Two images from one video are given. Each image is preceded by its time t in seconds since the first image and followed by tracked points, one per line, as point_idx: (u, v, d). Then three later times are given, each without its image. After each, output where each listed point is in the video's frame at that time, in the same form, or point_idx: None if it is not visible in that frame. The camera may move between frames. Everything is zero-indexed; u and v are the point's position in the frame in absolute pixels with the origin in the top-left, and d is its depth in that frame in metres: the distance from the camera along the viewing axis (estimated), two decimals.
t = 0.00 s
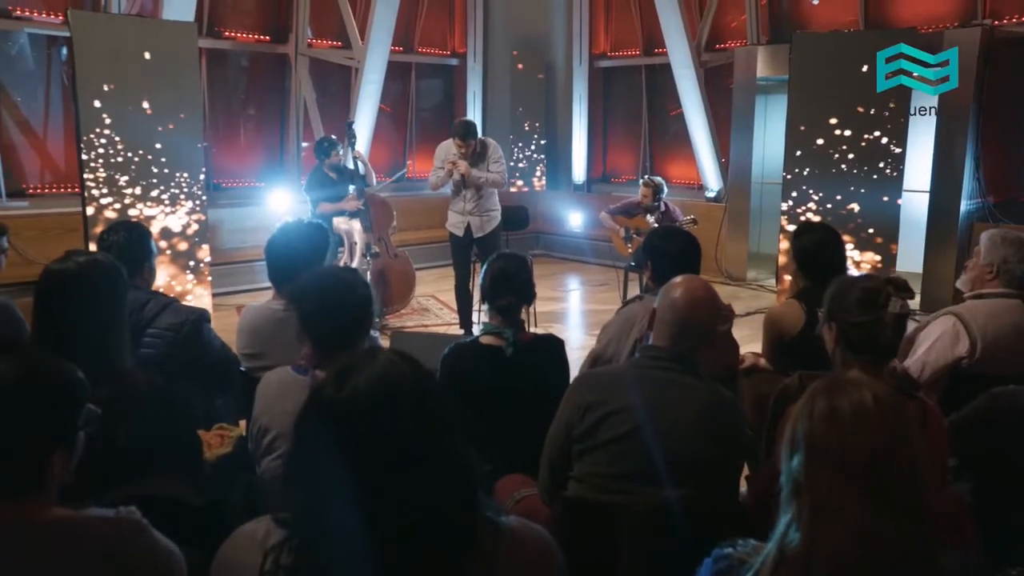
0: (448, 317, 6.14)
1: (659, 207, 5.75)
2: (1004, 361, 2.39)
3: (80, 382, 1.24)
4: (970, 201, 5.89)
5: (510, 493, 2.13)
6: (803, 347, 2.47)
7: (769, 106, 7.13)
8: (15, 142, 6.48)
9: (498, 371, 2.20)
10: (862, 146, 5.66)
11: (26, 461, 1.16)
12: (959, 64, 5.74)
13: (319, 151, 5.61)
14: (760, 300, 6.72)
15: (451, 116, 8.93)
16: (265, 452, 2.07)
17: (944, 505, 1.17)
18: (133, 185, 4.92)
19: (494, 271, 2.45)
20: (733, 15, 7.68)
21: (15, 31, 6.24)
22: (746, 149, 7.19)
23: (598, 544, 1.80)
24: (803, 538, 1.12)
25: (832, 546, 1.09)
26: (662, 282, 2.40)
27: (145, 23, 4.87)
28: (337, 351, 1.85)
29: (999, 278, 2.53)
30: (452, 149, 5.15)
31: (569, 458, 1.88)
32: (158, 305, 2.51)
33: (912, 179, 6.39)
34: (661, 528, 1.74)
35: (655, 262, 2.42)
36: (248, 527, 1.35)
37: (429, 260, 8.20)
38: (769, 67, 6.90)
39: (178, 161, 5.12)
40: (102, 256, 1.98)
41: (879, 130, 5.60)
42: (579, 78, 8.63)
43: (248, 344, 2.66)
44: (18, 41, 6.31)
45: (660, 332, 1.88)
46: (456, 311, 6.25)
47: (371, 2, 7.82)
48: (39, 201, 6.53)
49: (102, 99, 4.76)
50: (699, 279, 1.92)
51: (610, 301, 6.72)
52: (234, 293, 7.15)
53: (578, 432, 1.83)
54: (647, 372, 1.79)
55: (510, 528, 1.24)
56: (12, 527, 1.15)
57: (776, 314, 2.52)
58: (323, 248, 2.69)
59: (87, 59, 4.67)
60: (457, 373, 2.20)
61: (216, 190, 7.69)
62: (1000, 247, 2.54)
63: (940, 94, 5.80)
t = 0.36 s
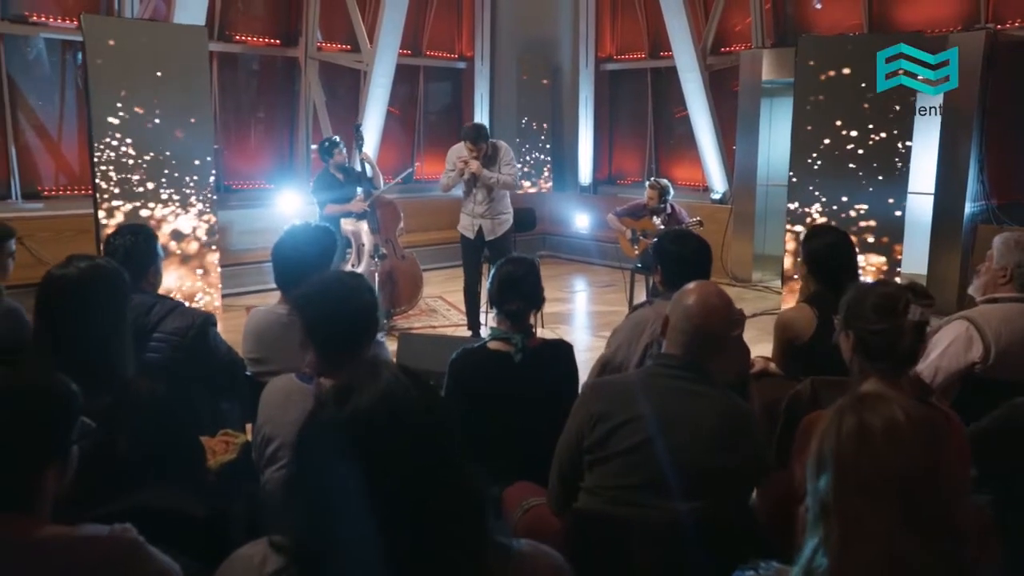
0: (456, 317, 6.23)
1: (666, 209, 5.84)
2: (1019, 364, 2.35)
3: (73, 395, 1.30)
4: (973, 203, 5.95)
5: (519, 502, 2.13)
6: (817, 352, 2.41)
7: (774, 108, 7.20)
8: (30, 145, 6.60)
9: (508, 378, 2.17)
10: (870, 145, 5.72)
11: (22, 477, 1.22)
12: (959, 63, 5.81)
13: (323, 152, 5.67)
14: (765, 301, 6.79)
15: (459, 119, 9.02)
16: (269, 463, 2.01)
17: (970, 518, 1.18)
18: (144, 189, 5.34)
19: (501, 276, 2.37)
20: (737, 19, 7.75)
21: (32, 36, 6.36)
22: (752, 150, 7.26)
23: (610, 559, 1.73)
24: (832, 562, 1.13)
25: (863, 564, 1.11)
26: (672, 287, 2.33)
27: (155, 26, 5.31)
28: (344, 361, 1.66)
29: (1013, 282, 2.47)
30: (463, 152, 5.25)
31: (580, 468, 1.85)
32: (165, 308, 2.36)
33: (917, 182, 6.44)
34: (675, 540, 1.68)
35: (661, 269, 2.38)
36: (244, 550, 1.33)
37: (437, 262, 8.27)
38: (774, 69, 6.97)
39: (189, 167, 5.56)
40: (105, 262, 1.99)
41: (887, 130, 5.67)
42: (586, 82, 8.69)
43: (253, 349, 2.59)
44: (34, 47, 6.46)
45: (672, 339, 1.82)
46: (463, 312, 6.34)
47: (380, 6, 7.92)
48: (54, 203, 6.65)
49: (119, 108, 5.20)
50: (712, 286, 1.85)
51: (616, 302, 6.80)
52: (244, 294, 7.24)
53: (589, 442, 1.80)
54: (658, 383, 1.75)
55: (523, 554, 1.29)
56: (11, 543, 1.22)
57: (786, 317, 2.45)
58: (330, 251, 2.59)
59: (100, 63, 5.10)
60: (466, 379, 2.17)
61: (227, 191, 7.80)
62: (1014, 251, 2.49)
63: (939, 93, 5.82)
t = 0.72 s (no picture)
0: (462, 319, 6.30)
1: (672, 212, 5.91)
2: None
3: (62, 407, 1.23)
4: (976, 205, 6.01)
5: (525, 511, 2.06)
6: (829, 355, 2.47)
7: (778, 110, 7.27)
8: (44, 148, 6.69)
9: (514, 385, 2.10)
10: (875, 147, 5.79)
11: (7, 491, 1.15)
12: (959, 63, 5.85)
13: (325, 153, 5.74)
14: (769, 303, 6.85)
15: (465, 121, 9.10)
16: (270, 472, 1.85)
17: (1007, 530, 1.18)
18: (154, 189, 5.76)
19: (509, 280, 2.28)
20: (740, 23, 7.84)
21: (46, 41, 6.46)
22: (757, 151, 7.30)
23: None
24: None
25: None
26: (684, 292, 2.36)
27: (163, 31, 5.70)
28: (348, 367, 1.66)
29: None
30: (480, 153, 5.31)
31: (589, 483, 1.67)
32: (168, 312, 2.35)
33: (921, 183, 6.50)
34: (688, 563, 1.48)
35: (672, 273, 2.37)
36: None
37: (443, 263, 8.33)
38: (779, 72, 7.04)
39: (197, 168, 5.95)
40: (106, 267, 1.88)
41: (892, 130, 5.74)
42: (591, 84, 8.78)
43: (258, 354, 2.47)
44: (50, 51, 6.57)
45: (683, 347, 1.63)
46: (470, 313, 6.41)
47: (387, 9, 8.01)
48: (67, 204, 6.75)
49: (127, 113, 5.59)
50: (727, 289, 1.67)
51: (620, 303, 6.86)
52: (252, 295, 7.30)
53: (597, 454, 1.61)
54: (670, 390, 1.57)
55: None
56: None
57: (799, 322, 2.52)
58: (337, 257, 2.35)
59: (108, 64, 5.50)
60: (470, 386, 2.11)
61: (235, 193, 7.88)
62: None
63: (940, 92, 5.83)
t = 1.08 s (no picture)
0: (467, 321, 6.27)
1: (678, 212, 5.93)
2: None
3: (41, 427, 1.20)
4: (986, 207, 5.95)
5: (531, 525, 2.02)
6: (842, 361, 2.44)
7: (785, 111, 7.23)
8: (49, 149, 6.69)
9: (519, 392, 2.07)
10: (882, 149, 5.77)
11: None
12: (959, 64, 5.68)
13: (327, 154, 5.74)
14: (776, 304, 6.81)
15: (470, 122, 9.07)
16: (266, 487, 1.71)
17: None
18: (157, 190, 5.75)
19: (516, 283, 2.25)
20: (747, 23, 7.79)
21: (52, 42, 6.47)
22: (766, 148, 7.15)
23: None
24: None
25: None
26: (693, 296, 2.32)
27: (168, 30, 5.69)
28: (351, 377, 1.62)
29: None
30: (488, 153, 5.27)
31: (598, 497, 1.64)
32: (165, 316, 2.35)
33: (930, 184, 6.45)
34: None
35: (683, 277, 2.33)
36: None
37: (448, 264, 8.29)
38: (786, 73, 6.98)
39: (202, 168, 5.95)
40: (96, 272, 1.77)
41: (902, 130, 5.69)
42: (597, 84, 8.69)
43: (257, 361, 2.44)
44: (59, 52, 6.59)
45: (696, 358, 1.60)
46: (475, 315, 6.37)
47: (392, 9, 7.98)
48: (73, 205, 6.76)
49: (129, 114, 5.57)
50: (741, 298, 1.62)
51: (626, 305, 6.82)
52: (255, 296, 7.28)
53: (607, 468, 1.57)
54: (681, 403, 1.54)
55: None
56: None
57: (812, 328, 2.49)
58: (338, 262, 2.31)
59: (114, 58, 5.49)
60: (475, 392, 2.08)
61: (240, 194, 7.86)
62: None
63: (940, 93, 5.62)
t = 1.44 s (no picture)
0: (471, 322, 6.19)
1: (686, 212, 5.81)
2: None
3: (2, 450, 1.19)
4: (998, 207, 5.85)
5: (535, 540, 1.95)
6: (857, 369, 2.35)
7: (794, 111, 7.15)
8: (51, 149, 6.64)
9: (524, 402, 2.00)
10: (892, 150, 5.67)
11: None
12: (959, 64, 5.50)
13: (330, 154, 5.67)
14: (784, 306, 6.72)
15: (474, 121, 9.00)
16: (258, 504, 1.61)
17: None
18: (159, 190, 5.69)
19: (519, 289, 2.18)
20: (753, 22, 7.71)
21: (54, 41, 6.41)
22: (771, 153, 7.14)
23: None
24: None
25: None
26: (704, 302, 2.24)
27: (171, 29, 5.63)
28: (349, 389, 1.53)
29: None
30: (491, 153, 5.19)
31: (605, 514, 1.56)
32: (160, 321, 2.27)
33: (941, 185, 6.36)
34: None
35: (695, 283, 2.25)
36: None
37: (451, 265, 8.20)
38: (795, 72, 6.90)
39: (205, 167, 5.88)
40: (81, 278, 1.70)
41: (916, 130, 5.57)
42: (602, 84, 8.63)
43: (253, 368, 2.37)
44: (61, 52, 6.53)
45: (711, 369, 1.51)
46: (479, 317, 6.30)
47: (396, 8, 7.90)
48: (75, 206, 6.71)
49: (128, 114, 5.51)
50: (758, 307, 1.53)
51: (633, 307, 6.75)
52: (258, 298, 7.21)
53: (616, 485, 1.49)
54: (694, 417, 1.45)
55: None
56: None
57: (824, 333, 2.40)
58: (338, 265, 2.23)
59: (113, 57, 5.43)
60: (478, 402, 2.02)
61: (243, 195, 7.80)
62: None
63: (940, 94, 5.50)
